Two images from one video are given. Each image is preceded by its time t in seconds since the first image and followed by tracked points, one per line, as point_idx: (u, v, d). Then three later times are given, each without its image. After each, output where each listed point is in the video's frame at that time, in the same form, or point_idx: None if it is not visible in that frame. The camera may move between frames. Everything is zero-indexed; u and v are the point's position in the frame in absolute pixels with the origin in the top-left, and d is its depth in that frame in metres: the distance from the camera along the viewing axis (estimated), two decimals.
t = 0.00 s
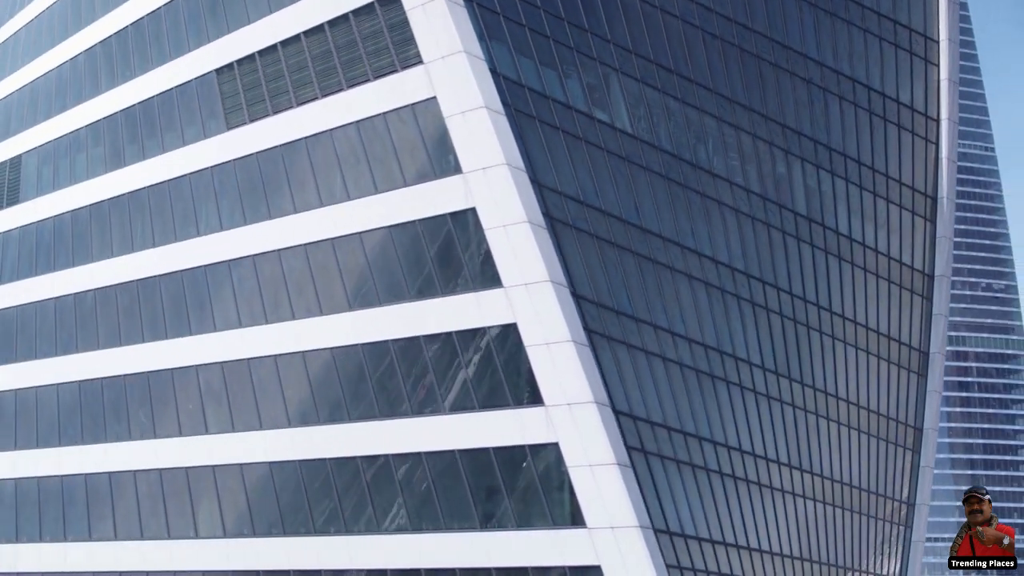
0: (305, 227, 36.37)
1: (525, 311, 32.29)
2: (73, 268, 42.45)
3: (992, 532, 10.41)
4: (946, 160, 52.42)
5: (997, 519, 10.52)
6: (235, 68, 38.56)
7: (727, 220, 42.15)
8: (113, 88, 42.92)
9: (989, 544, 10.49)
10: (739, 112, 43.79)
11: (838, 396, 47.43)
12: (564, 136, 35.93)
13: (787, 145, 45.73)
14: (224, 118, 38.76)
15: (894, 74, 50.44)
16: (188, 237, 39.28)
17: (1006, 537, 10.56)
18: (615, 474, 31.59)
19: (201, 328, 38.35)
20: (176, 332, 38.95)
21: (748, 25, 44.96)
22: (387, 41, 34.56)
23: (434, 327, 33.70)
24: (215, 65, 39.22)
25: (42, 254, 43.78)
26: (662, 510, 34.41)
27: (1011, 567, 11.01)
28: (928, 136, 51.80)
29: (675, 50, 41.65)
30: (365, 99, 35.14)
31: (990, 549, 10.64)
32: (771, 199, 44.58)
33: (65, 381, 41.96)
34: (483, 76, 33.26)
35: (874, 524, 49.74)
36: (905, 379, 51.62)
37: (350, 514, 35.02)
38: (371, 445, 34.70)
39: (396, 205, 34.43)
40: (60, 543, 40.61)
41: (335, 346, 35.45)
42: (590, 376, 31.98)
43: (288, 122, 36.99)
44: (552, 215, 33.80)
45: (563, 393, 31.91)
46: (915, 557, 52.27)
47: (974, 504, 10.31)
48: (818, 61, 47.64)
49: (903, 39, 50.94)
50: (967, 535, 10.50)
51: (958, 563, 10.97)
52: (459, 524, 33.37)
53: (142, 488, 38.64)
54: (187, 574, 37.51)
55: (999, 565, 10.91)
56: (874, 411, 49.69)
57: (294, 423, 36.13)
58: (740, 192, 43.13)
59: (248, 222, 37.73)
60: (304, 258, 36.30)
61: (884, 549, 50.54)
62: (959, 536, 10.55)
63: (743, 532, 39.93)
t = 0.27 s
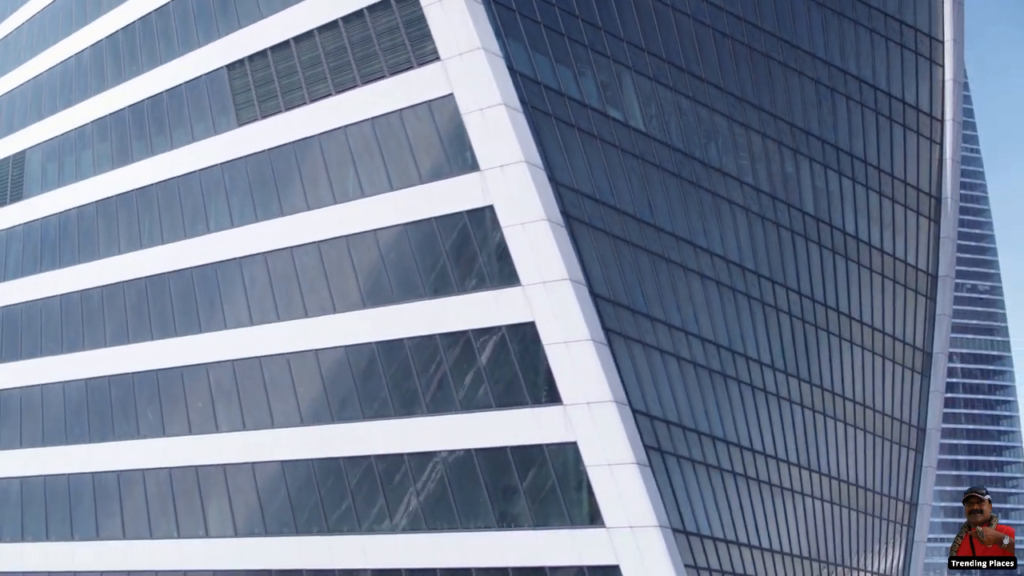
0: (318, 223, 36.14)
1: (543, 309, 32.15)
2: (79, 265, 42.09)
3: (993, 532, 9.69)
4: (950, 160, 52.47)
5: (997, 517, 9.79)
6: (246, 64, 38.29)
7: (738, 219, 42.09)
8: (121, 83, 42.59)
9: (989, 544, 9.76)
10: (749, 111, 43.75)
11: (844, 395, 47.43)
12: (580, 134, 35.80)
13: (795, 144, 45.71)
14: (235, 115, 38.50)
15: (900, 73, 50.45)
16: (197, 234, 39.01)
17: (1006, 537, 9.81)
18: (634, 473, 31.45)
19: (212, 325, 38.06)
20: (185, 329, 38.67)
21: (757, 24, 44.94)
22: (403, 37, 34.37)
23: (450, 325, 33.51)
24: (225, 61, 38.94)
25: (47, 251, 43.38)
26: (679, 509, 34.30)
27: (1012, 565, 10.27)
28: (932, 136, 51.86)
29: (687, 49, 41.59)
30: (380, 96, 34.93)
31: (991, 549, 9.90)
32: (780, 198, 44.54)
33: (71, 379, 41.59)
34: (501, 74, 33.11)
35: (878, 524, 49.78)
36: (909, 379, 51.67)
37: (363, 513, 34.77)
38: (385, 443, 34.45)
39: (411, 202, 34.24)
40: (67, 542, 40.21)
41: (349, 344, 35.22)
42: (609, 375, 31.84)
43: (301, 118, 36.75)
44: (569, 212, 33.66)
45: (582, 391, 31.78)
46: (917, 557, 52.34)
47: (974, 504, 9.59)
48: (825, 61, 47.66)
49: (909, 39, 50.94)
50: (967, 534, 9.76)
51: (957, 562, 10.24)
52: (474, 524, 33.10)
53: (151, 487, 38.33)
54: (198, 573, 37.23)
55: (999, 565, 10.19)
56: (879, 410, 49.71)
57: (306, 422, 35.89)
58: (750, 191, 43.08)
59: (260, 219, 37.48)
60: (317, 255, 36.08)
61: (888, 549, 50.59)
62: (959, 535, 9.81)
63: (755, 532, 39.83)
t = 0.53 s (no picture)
0: (333, 220, 35.86)
1: (564, 308, 31.98)
2: (86, 262, 41.66)
3: (993, 532, 9.77)
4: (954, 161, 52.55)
5: (997, 517, 9.89)
6: (258, 59, 37.98)
7: (749, 218, 42.03)
8: (128, 79, 42.18)
9: (989, 544, 9.84)
10: (760, 110, 43.72)
11: (851, 395, 47.41)
12: (597, 132, 35.64)
13: (804, 144, 45.70)
14: (247, 110, 38.20)
15: (905, 74, 50.54)
16: (208, 231, 38.69)
17: (1006, 536, 9.91)
18: (656, 472, 31.29)
19: (223, 323, 37.74)
20: (196, 327, 38.34)
21: (768, 23, 45.01)
22: (421, 33, 34.14)
23: (469, 323, 33.31)
24: (237, 56, 38.61)
25: (52, 247, 42.93)
26: (697, 508, 34.22)
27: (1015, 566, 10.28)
28: (937, 137, 51.92)
29: (700, 48, 41.52)
30: (398, 92, 34.69)
31: (992, 550, 9.95)
32: (790, 198, 44.50)
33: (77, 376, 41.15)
34: (522, 71, 32.93)
35: (882, 524, 49.78)
36: (912, 379, 51.70)
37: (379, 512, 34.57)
38: (401, 442, 34.22)
39: (429, 200, 34.00)
40: (74, 542, 39.79)
41: (365, 342, 34.96)
42: (630, 374, 31.69)
43: (315, 115, 36.47)
44: (588, 211, 33.50)
45: (603, 390, 31.64)
46: (919, 557, 52.39)
47: (974, 504, 9.75)
48: (833, 61, 47.73)
49: (914, 40, 51.01)
50: (967, 534, 9.86)
51: (957, 562, 10.28)
52: (493, 523, 32.95)
53: (161, 486, 38.00)
54: (210, 573, 36.94)
55: (1001, 565, 10.21)
56: (883, 411, 49.72)
57: (321, 420, 35.62)
58: (761, 191, 43.04)
59: (273, 216, 37.19)
60: (332, 252, 35.80)
61: (891, 549, 50.62)
62: (958, 535, 9.93)
63: (766, 531, 39.73)
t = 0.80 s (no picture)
0: (347, 218, 35.61)
1: (583, 306, 31.83)
2: (91, 258, 41.25)
3: (993, 532, 9.05)
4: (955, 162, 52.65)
5: (998, 517, 9.15)
6: (269, 55, 37.66)
7: (758, 217, 42.00)
8: (134, 74, 41.78)
9: (989, 545, 9.14)
10: (768, 110, 43.70)
11: (855, 396, 47.42)
12: (613, 130, 35.50)
13: (811, 144, 45.73)
14: (258, 106, 37.91)
15: (909, 75, 50.64)
16: (218, 228, 38.37)
17: (1007, 536, 9.23)
18: (676, 472, 31.18)
19: (233, 320, 37.43)
20: (205, 324, 38.01)
21: (775, 22, 45.00)
22: (438, 29, 33.95)
23: (486, 321, 33.14)
24: (247, 52, 38.29)
25: (56, 244, 42.48)
26: (713, 508, 34.14)
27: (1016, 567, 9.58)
28: (939, 138, 52.06)
29: (710, 47, 41.46)
30: (413, 89, 34.46)
31: (992, 549, 9.27)
32: (796, 198, 44.46)
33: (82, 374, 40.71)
34: (540, 68, 32.77)
35: (883, 524, 49.81)
36: (912, 380, 51.74)
37: (394, 511, 34.37)
38: (416, 442, 34.01)
39: (445, 197, 33.79)
40: (80, 541, 39.36)
41: (379, 341, 34.72)
42: (650, 373, 31.57)
43: (328, 111, 36.20)
44: (606, 209, 33.37)
45: (623, 389, 31.52)
46: (918, 557, 52.46)
47: (974, 504, 8.98)
48: (839, 61, 47.78)
49: (918, 41, 51.08)
50: (966, 534, 9.14)
51: (957, 564, 9.59)
52: (510, 523, 32.79)
53: (169, 485, 37.65)
54: (219, 573, 36.61)
55: (1001, 565, 9.49)
56: (886, 411, 49.75)
57: (333, 419, 35.36)
58: (770, 190, 43.02)
59: (285, 213, 36.92)
60: (345, 249, 35.54)
61: (891, 549, 50.67)
62: (958, 536, 9.19)
63: (775, 531, 39.67)
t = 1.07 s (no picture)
0: (360, 216, 35.41)
1: (601, 306, 31.74)
2: (96, 255, 40.91)
3: (993, 532, 8.95)
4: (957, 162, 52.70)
5: (997, 517, 9.04)
6: (280, 51, 37.42)
7: (767, 217, 41.98)
8: (140, 69, 41.45)
9: (989, 545, 9.04)
10: (777, 110, 43.66)
11: (858, 397, 47.43)
12: (627, 129, 35.35)
13: (818, 144, 45.74)
14: (268, 103, 37.65)
15: (912, 76, 50.64)
16: (226, 225, 38.11)
17: (1007, 537, 9.07)
18: (693, 472, 31.10)
19: (243, 318, 37.19)
20: (213, 322, 37.74)
21: (783, 22, 44.91)
22: (454, 27, 33.81)
23: (501, 320, 33.06)
24: (257, 48, 38.03)
25: (61, 240, 42.10)
26: (728, 508, 34.13)
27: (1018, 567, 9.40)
28: (942, 139, 52.11)
29: (720, 46, 41.38)
30: (428, 86, 34.28)
31: (991, 549, 9.17)
32: (803, 198, 44.44)
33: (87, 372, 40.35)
34: (557, 66, 32.64)
35: (884, 524, 49.88)
36: (914, 380, 51.79)
37: (407, 510, 34.14)
38: (431, 441, 33.88)
39: (460, 195, 33.65)
40: (86, 540, 39.04)
41: (393, 339, 34.55)
42: (668, 373, 31.49)
43: (340, 108, 35.98)
44: (622, 208, 33.26)
45: (641, 389, 31.45)
46: (918, 557, 52.56)
47: (973, 503, 8.92)
48: (845, 61, 47.68)
49: (922, 41, 51.07)
50: (966, 534, 9.05)
51: (957, 564, 9.49)
52: (525, 523, 32.68)
53: (178, 484, 37.40)
54: (229, 573, 36.39)
55: (999, 566, 9.32)
56: (888, 412, 49.79)
57: (346, 418, 35.16)
58: (778, 190, 43.00)
59: (296, 210, 36.70)
60: (358, 247, 35.36)
61: (892, 550, 50.71)
62: (958, 536, 9.09)
63: (783, 531, 39.65)
